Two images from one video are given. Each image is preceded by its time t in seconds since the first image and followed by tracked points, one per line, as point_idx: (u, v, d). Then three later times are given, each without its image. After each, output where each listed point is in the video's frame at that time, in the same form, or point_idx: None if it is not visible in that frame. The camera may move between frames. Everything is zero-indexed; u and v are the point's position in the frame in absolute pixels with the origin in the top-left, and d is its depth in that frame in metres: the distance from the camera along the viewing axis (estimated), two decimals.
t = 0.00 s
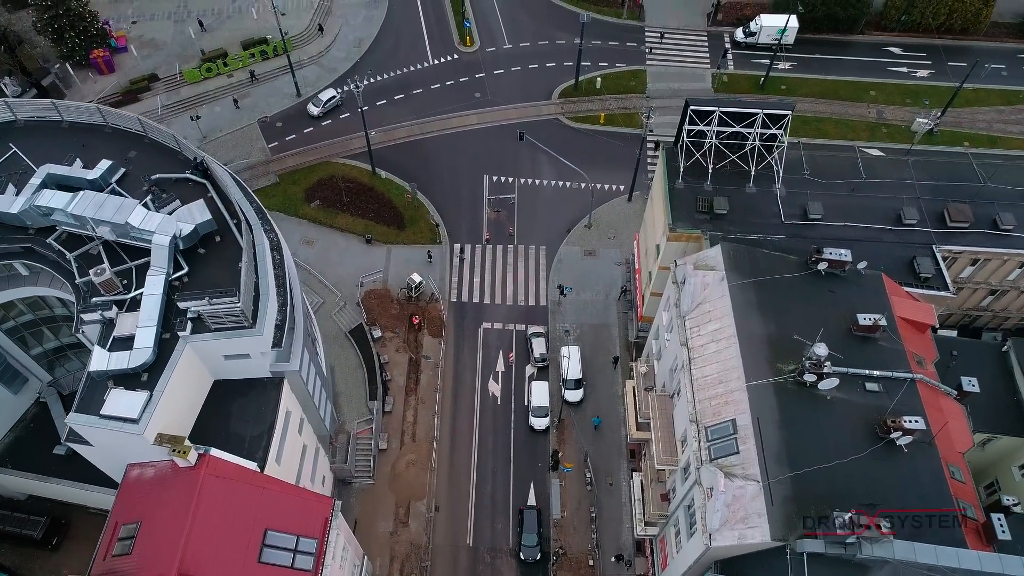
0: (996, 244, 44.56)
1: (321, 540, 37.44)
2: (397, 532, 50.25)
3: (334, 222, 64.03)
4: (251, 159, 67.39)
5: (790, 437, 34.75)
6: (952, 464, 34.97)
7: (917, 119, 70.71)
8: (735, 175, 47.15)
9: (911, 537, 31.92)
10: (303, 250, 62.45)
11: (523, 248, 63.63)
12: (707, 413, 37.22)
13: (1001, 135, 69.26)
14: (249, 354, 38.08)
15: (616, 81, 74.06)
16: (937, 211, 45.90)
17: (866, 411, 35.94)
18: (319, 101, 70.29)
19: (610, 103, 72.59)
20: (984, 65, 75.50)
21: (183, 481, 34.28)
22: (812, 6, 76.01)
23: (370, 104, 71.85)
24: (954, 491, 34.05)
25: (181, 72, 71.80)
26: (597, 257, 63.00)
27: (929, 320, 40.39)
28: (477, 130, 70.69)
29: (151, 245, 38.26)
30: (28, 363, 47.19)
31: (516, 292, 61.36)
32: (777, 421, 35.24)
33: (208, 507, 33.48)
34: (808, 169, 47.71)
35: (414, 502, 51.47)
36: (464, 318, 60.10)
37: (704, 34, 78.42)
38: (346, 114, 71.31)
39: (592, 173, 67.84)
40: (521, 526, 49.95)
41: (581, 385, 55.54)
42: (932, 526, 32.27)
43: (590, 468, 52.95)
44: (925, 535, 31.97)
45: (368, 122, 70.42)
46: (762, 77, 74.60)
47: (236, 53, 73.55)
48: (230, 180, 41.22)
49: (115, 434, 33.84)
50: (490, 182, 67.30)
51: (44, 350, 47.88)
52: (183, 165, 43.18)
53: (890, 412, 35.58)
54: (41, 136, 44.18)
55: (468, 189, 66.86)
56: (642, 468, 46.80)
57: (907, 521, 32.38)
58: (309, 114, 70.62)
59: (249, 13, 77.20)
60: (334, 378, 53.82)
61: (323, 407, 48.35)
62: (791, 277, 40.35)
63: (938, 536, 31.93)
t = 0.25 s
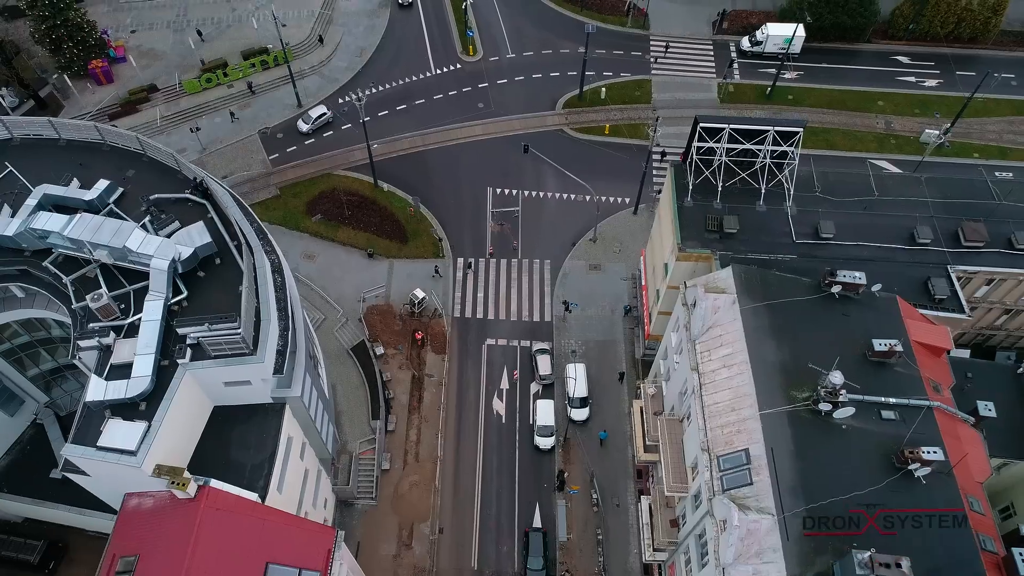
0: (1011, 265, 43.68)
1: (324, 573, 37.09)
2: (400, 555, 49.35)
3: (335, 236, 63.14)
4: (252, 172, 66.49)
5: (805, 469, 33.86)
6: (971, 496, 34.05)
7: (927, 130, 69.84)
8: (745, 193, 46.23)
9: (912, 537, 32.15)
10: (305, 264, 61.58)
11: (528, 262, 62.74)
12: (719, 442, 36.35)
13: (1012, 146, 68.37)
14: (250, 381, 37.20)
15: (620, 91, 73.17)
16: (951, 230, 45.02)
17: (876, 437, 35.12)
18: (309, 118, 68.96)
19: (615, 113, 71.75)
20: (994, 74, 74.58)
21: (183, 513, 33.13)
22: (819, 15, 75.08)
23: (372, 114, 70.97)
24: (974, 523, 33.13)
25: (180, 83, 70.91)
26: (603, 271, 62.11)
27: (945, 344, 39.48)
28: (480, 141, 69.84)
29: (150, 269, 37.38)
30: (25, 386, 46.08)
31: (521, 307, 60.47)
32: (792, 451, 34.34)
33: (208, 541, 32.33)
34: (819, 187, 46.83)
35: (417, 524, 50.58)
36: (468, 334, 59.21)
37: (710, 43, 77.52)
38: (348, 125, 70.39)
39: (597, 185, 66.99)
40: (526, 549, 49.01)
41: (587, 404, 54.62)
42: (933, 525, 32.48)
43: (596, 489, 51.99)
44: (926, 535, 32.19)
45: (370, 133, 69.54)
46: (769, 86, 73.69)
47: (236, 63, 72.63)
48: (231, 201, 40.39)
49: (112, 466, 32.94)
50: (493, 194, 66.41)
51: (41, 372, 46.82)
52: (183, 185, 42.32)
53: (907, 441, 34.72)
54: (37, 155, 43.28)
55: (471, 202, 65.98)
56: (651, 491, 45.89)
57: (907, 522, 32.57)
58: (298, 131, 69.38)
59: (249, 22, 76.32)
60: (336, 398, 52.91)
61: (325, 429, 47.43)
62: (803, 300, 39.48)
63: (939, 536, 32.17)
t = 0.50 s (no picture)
0: None
1: None
2: None
3: (337, 248, 62.37)
4: (252, 183, 65.74)
5: (819, 498, 33.08)
6: (989, 525, 33.27)
7: (935, 140, 69.08)
8: (755, 209, 45.41)
9: (912, 536, 32.30)
10: (306, 277, 60.79)
11: (532, 274, 61.95)
12: (730, 468, 35.58)
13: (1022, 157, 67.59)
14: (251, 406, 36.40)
15: (625, 101, 72.42)
16: (964, 247, 44.25)
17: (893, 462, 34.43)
18: (300, 133, 67.82)
19: (619, 123, 70.99)
20: (1002, 83, 73.79)
21: (182, 543, 32.21)
22: (825, 22, 74.45)
23: (374, 124, 70.19)
24: (992, 554, 32.35)
25: (180, 92, 70.12)
26: (608, 284, 61.34)
27: (961, 367, 38.66)
28: (483, 151, 69.09)
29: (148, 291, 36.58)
30: (21, 405, 45.19)
31: (525, 321, 59.67)
32: (805, 479, 33.57)
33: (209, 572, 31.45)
34: (830, 202, 46.07)
35: (421, 544, 49.78)
36: (471, 349, 58.41)
37: (715, 51, 76.76)
38: (349, 134, 69.59)
39: (602, 196, 66.24)
40: (531, 570, 48.19)
41: (593, 421, 53.82)
42: (933, 525, 32.59)
43: (602, 508, 51.16)
44: (926, 534, 32.32)
45: (371, 143, 68.76)
46: (775, 95, 72.94)
47: (236, 71, 71.85)
48: (231, 220, 39.63)
49: (110, 496, 32.14)
50: (496, 206, 65.63)
51: (38, 391, 45.97)
52: (183, 203, 41.56)
53: (923, 469, 33.94)
54: (34, 171, 42.48)
55: (475, 213, 65.20)
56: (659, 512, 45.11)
57: (907, 522, 32.69)
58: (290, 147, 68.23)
59: (249, 30, 75.54)
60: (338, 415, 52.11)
61: (328, 450, 46.62)
62: (816, 321, 38.68)
63: (939, 536, 32.32)
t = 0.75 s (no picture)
0: None
1: None
2: None
3: (339, 263, 61.48)
4: (253, 196, 64.89)
5: (837, 533, 32.14)
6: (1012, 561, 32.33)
7: (944, 151, 68.19)
8: (766, 228, 44.51)
9: (912, 536, 32.31)
10: (308, 293, 59.88)
11: (537, 289, 61.05)
12: (744, 500, 34.66)
13: None
14: (252, 436, 35.43)
15: (630, 111, 71.52)
16: (980, 268, 43.37)
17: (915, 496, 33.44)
18: (290, 150, 66.44)
19: (624, 134, 70.10)
20: (1012, 93, 72.92)
21: None
22: (833, 31, 73.59)
23: (376, 135, 69.27)
24: None
25: (179, 103, 69.19)
26: (614, 299, 60.46)
27: (979, 393, 37.71)
28: (487, 163, 68.20)
29: (147, 318, 35.62)
30: (16, 428, 44.34)
31: (530, 337, 58.79)
32: (822, 514, 32.63)
33: None
34: (842, 221, 45.21)
35: (425, 568, 48.88)
36: (476, 366, 57.51)
37: (721, 60, 75.85)
38: (351, 146, 68.70)
39: (607, 209, 65.34)
40: None
41: (599, 441, 52.92)
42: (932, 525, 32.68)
43: (609, 531, 50.26)
44: (926, 535, 32.37)
45: (373, 155, 67.83)
46: (782, 105, 72.03)
47: (236, 82, 70.92)
48: (232, 243, 38.72)
49: (108, 532, 31.19)
50: (500, 219, 64.71)
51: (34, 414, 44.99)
52: (182, 225, 40.66)
53: (943, 503, 33.03)
54: (30, 192, 41.58)
55: (478, 227, 64.28)
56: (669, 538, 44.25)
57: (907, 522, 32.73)
58: (280, 164, 66.86)
59: (249, 39, 74.61)
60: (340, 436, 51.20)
61: (331, 473, 45.72)
62: (831, 347, 37.79)
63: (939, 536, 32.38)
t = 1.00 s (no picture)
0: None
1: None
2: None
3: (340, 276, 60.65)
4: (253, 208, 64.09)
5: (853, 567, 31.34)
6: None
7: (953, 162, 67.39)
8: (776, 246, 43.73)
9: (911, 537, 32.43)
10: (309, 307, 59.01)
11: (541, 303, 60.23)
12: (757, 530, 33.85)
13: None
14: (252, 464, 34.62)
15: (634, 121, 70.70)
16: (994, 287, 42.59)
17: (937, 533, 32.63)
18: (283, 165, 65.44)
19: (629, 144, 69.29)
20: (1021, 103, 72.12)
21: None
22: (839, 40, 72.78)
23: (378, 145, 68.45)
24: None
25: (178, 113, 68.38)
26: (619, 313, 59.66)
27: (997, 418, 36.85)
28: (490, 174, 67.35)
29: (145, 343, 34.79)
30: (12, 450, 43.57)
31: (534, 352, 57.95)
32: (838, 546, 31.82)
33: None
34: (854, 239, 44.44)
35: None
36: (479, 382, 56.66)
37: (726, 69, 75.05)
38: (352, 157, 67.90)
39: (612, 221, 64.50)
40: None
41: (605, 459, 52.00)
42: (932, 524, 32.79)
43: (616, 552, 49.40)
44: (926, 535, 32.50)
45: (375, 165, 66.98)
46: (788, 115, 71.25)
47: (236, 91, 70.12)
48: (233, 264, 37.90)
49: (105, 566, 30.36)
50: (504, 231, 63.87)
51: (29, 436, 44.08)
52: (181, 245, 39.85)
53: (961, 534, 32.22)
54: (26, 211, 40.77)
55: (482, 239, 63.47)
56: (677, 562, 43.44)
57: (907, 522, 32.79)
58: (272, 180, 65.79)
59: (249, 48, 73.80)
60: (342, 455, 50.30)
61: (333, 496, 44.86)
62: (844, 371, 36.99)
63: (939, 536, 32.53)
